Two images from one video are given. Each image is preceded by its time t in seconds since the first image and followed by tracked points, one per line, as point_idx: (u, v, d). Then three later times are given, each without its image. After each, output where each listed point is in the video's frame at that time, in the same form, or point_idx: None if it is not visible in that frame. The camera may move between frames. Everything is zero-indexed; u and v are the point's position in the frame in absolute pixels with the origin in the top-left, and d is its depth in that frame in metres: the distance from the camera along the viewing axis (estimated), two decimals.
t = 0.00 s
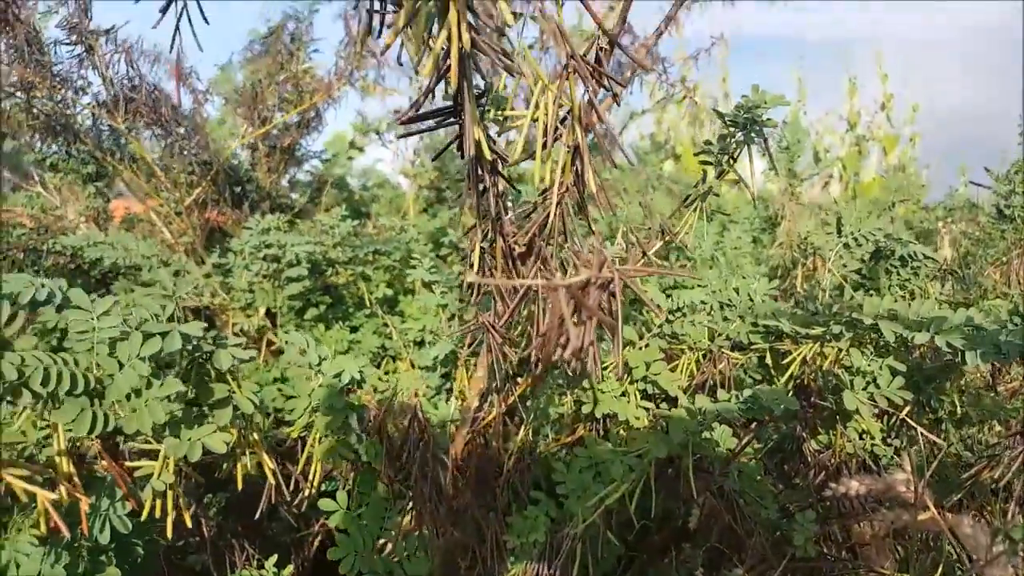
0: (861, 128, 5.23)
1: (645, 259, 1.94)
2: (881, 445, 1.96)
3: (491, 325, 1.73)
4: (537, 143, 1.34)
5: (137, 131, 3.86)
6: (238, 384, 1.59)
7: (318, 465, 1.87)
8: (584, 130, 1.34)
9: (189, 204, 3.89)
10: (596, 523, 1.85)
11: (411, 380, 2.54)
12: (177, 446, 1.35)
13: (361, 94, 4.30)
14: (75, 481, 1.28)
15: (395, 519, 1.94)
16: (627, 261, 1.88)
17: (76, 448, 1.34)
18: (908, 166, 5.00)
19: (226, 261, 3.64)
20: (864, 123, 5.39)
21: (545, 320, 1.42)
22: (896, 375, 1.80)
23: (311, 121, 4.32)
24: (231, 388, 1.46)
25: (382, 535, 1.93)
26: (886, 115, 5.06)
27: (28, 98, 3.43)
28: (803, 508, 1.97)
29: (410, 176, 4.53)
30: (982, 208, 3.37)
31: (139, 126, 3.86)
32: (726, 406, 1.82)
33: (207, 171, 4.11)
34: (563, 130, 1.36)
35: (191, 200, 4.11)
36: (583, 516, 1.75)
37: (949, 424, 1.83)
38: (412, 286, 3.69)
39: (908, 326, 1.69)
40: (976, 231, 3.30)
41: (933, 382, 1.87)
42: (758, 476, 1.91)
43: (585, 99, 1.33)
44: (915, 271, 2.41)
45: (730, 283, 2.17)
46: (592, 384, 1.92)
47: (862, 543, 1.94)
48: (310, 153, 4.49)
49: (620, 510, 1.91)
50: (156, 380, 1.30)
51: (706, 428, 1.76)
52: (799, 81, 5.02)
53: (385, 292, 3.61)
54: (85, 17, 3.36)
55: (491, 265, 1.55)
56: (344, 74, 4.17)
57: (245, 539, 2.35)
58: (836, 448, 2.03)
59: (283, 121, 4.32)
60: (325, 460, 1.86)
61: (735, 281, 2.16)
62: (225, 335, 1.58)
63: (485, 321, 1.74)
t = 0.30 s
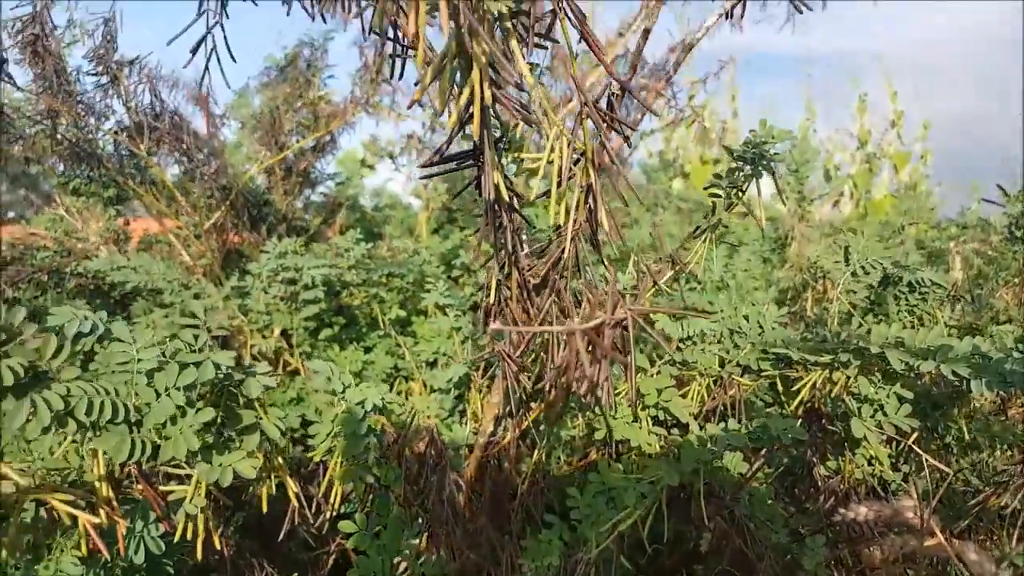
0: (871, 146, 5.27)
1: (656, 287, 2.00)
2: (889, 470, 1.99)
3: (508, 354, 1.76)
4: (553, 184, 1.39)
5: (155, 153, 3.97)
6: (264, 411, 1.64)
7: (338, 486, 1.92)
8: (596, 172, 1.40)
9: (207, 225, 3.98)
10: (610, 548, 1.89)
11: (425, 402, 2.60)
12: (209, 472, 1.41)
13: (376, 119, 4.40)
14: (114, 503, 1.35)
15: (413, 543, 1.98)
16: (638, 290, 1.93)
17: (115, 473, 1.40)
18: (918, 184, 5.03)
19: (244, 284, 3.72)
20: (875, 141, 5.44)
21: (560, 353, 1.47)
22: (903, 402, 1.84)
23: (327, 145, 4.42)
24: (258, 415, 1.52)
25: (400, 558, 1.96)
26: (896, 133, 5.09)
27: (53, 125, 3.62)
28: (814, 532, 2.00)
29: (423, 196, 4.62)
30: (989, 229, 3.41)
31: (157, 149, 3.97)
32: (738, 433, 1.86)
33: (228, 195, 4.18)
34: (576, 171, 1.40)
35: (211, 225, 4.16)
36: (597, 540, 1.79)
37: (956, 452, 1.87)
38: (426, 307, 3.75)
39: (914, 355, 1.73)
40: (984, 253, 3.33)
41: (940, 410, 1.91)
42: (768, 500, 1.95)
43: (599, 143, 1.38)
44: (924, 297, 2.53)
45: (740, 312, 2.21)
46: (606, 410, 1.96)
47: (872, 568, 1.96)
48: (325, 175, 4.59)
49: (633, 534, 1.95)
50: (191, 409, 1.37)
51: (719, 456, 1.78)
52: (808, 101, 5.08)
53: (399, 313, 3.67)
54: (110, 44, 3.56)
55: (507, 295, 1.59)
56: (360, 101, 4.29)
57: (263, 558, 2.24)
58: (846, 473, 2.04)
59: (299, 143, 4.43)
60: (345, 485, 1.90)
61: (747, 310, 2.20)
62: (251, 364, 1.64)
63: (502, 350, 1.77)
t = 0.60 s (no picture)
0: (884, 162, 5.31)
1: (673, 307, 2.05)
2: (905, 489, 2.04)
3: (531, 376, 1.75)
4: (576, 215, 1.39)
5: (180, 173, 4.09)
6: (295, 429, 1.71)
7: (364, 502, 1.97)
8: (618, 203, 1.40)
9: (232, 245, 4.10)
10: (628, 566, 1.93)
11: (445, 418, 2.65)
12: (248, 490, 1.48)
13: (395, 139, 4.50)
14: (154, 521, 1.39)
15: (436, 560, 2.01)
16: (655, 309, 1.98)
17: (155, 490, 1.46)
18: (932, 200, 5.07)
19: (267, 303, 3.80)
20: (888, 158, 5.48)
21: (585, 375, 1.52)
22: (916, 423, 1.86)
23: (346, 166, 4.53)
24: (292, 434, 1.59)
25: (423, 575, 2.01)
26: (909, 149, 5.14)
27: (82, 148, 3.81)
28: (831, 550, 2.03)
29: (439, 212, 4.70)
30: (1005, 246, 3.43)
31: (182, 169, 4.09)
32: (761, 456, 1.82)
33: (252, 216, 4.31)
34: (599, 202, 1.41)
35: (234, 246, 4.23)
36: (618, 558, 1.82)
37: (971, 473, 1.90)
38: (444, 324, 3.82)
39: (926, 376, 1.75)
40: (999, 270, 3.36)
41: (952, 428, 1.96)
42: (785, 518, 1.99)
43: (621, 175, 1.38)
44: (938, 316, 2.72)
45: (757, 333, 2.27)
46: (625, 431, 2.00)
47: None
48: (344, 194, 4.68)
49: (651, 553, 1.98)
50: (232, 429, 1.44)
51: (738, 476, 1.81)
52: (822, 117, 5.12)
53: (418, 331, 3.74)
54: (142, 74, 3.69)
55: (530, 316, 1.62)
56: (379, 122, 4.38)
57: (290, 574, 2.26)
58: (863, 491, 2.10)
59: (319, 162, 4.52)
60: (371, 501, 1.96)
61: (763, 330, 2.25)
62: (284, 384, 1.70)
63: (525, 372, 1.77)
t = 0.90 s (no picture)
0: (902, 175, 5.32)
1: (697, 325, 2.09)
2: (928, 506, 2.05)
3: (559, 393, 1.76)
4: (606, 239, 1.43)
5: (207, 190, 4.17)
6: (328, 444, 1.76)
7: (394, 516, 2.01)
8: (647, 228, 1.45)
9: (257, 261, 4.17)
10: None
11: (469, 435, 2.69)
12: (286, 503, 1.54)
13: (416, 156, 4.57)
14: (199, 533, 1.45)
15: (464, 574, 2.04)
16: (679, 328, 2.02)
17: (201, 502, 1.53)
18: (951, 213, 5.07)
19: (292, 318, 3.87)
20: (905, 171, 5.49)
21: (613, 393, 1.56)
22: (940, 440, 1.88)
23: (369, 183, 4.60)
24: (327, 449, 1.64)
25: None
26: (927, 162, 5.15)
27: (112, 167, 3.91)
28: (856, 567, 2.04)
29: (460, 228, 4.76)
30: None
31: (209, 187, 4.18)
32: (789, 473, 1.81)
33: (278, 232, 4.35)
34: (628, 226, 1.45)
35: (260, 263, 4.28)
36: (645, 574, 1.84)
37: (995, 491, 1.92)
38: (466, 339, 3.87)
39: (950, 393, 1.77)
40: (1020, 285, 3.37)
41: (975, 445, 1.98)
42: (810, 534, 2.01)
43: (650, 201, 1.43)
44: (958, 334, 2.78)
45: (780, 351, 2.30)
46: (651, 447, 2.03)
47: None
48: (366, 210, 4.75)
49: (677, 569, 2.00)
50: (272, 444, 1.50)
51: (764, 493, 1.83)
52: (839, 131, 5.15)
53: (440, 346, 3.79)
54: (171, 95, 3.78)
55: (558, 334, 1.65)
56: (402, 140, 4.47)
57: None
58: (886, 508, 2.14)
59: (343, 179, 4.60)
60: (400, 516, 1.99)
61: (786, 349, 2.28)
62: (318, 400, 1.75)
63: (554, 388, 1.77)
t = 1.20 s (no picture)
0: (924, 186, 5.32)
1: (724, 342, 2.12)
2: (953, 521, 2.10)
3: (588, 409, 1.74)
4: (638, 260, 1.47)
5: (235, 203, 4.25)
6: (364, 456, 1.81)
7: (427, 527, 2.06)
8: (677, 249, 1.48)
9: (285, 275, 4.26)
10: None
11: (494, 447, 2.73)
12: (327, 513, 1.60)
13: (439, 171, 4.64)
14: (243, 543, 1.50)
15: None
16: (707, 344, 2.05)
17: (245, 512, 1.58)
18: (973, 225, 5.06)
19: (319, 331, 3.94)
20: (926, 183, 5.47)
21: (642, 410, 1.59)
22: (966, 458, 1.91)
23: (392, 197, 4.67)
24: (364, 461, 1.70)
25: None
26: (949, 174, 5.14)
27: (143, 182, 4.00)
28: None
29: (481, 241, 4.82)
30: None
31: (236, 200, 4.25)
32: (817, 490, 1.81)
33: (305, 246, 4.43)
34: (658, 248, 1.49)
35: (287, 275, 4.36)
36: None
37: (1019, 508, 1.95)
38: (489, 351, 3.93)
39: (973, 410, 1.80)
40: None
41: (999, 461, 2.00)
42: (834, 549, 2.04)
43: (680, 222, 1.46)
44: (983, 350, 2.81)
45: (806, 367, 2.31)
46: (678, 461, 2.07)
47: None
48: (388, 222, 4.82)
49: None
50: (314, 458, 1.56)
51: (791, 508, 1.85)
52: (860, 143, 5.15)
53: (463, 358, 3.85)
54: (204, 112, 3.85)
55: (586, 351, 1.65)
56: (426, 155, 4.54)
57: None
58: (911, 523, 2.17)
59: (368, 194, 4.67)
60: (432, 526, 2.04)
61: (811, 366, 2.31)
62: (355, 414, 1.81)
63: (582, 405, 1.75)
